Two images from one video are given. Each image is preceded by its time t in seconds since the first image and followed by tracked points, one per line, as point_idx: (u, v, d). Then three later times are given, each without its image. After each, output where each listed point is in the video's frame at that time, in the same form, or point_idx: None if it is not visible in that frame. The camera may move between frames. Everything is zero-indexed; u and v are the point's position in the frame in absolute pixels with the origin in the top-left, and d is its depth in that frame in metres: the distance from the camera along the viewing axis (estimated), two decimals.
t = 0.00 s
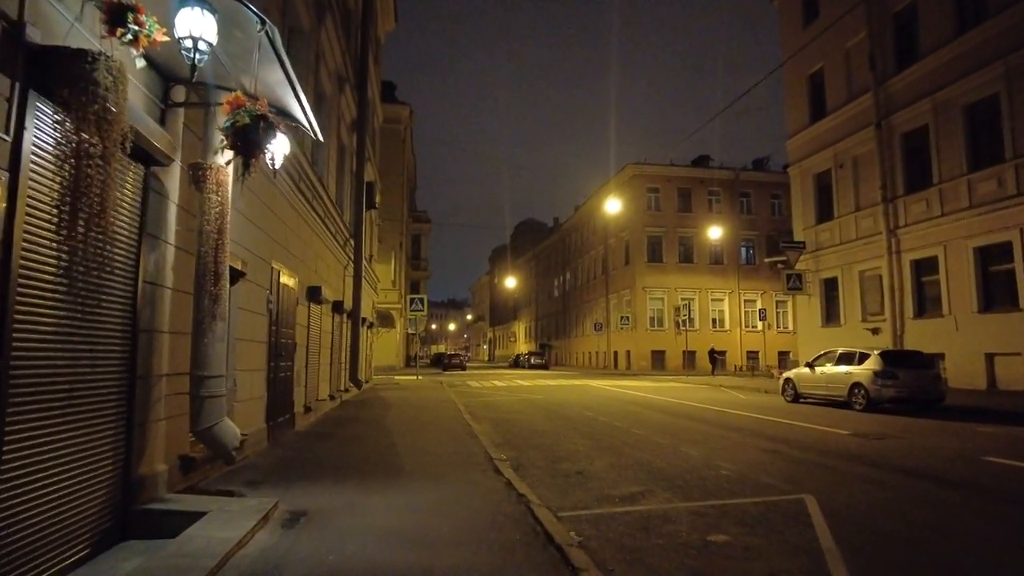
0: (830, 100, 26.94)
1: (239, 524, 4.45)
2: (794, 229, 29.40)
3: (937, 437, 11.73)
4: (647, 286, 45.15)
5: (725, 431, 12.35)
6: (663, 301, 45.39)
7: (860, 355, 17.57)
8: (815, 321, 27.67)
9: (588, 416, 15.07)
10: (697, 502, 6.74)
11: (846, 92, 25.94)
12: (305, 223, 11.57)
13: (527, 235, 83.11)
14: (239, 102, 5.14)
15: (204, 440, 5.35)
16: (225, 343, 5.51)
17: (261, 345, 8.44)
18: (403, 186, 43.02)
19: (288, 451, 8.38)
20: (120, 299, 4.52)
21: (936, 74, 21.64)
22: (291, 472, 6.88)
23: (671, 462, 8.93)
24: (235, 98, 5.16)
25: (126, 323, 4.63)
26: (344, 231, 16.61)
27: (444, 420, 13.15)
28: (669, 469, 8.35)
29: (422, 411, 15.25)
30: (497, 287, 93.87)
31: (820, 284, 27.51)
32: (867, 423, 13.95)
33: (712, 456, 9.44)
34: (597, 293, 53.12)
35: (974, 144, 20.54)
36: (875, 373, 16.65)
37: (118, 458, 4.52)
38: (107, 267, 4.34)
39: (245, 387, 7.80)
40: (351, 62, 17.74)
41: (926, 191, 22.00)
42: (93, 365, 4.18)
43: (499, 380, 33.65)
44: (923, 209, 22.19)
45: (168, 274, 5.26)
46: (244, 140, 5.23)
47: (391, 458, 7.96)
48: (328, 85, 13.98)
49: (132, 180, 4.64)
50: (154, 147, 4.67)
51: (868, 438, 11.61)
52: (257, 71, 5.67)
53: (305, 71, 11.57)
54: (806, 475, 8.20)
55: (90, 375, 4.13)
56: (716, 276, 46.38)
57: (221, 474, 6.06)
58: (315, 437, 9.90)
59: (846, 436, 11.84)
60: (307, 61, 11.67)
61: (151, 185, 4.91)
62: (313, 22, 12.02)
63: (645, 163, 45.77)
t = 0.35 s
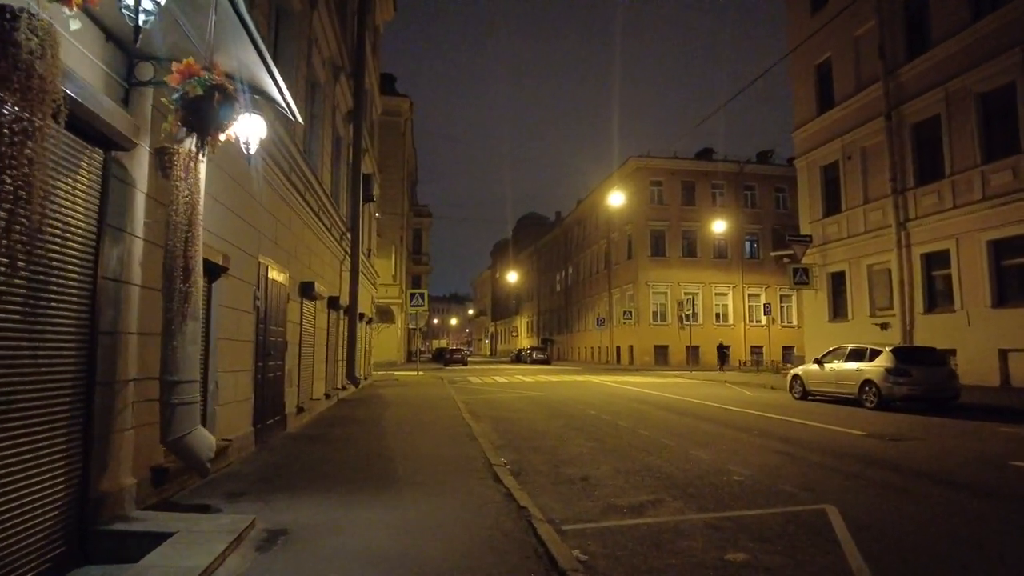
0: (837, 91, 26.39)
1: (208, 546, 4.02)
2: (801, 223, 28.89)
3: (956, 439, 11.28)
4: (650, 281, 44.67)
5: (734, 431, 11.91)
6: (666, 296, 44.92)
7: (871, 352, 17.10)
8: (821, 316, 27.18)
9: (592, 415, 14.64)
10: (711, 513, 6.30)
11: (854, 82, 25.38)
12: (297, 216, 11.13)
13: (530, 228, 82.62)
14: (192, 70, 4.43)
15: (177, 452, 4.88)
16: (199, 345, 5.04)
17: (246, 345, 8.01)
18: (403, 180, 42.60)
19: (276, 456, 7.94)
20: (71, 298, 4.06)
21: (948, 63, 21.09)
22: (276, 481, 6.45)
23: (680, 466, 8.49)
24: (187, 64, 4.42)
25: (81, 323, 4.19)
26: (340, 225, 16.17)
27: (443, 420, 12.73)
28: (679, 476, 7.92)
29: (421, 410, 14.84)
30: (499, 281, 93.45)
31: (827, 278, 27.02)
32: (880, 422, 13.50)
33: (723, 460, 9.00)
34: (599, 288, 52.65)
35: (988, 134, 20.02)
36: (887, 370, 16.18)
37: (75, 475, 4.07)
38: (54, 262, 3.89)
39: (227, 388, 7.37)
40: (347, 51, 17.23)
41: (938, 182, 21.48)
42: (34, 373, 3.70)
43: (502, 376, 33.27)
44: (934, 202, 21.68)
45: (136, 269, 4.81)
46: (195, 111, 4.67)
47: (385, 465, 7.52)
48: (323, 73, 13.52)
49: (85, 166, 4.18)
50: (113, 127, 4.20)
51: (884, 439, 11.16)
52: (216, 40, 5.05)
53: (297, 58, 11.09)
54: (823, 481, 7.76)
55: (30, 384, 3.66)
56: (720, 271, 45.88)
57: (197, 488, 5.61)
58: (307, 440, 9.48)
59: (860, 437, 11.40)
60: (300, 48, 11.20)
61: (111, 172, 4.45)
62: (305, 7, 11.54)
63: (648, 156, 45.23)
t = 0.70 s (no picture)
0: (847, 74, 25.72)
1: (174, 565, 3.53)
2: (809, 210, 28.30)
3: (979, 433, 10.79)
4: (654, 270, 44.11)
5: (747, 425, 11.44)
6: (670, 285, 44.39)
7: (885, 342, 16.59)
8: (830, 306, 26.66)
9: (597, 407, 14.18)
10: (733, 517, 5.83)
11: (865, 66, 24.72)
12: (290, 199, 10.62)
13: (532, 217, 81.92)
14: None
15: (147, 454, 4.39)
16: (171, 334, 4.55)
17: (233, 334, 7.53)
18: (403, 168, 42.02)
19: (265, 453, 7.47)
20: (15, 283, 3.56)
21: (965, 44, 20.43)
22: (261, 484, 5.98)
23: (693, 463, 8.02)
24: None
25: (30, 311, 3.69)
26: (337, 211, 15.67)
27: (443, 413, 12.26)
28: (694, 474, 7.45)
29: (421, 402, 14.38)
30: (501, 270, 92.87)
31: (835, 267, 26.47)
32: (897, 414, 13.02)
33: (738, 456, 8.52)
34: (602, 277, 52.11)
35: (1006, 118, 19.40)
36: (901, 361, 15.67)
37: (24, 483, 3.59)
38: None
39: (212, 381, 6.90)
40: (343, 30, 16.65)
41: (952, 168, 20.89)
42: None
43: (504, 366, 32.83)
44: (947, 188, 21.09)
45: (99, 250, 4.31)
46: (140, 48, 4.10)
47: (380, 463, 7.05)
48: (317, 51, 12.94)
49: (31, 132, 3.67)
50: (59, 84, 3.67)
51: (904, 433, 10.68)
52: None
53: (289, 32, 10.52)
54: (847, 480, 7.28)
55: None
56: (725, 259, 45.28)
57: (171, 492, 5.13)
58: (301, 434, 9.01)
59: (878, 431, 10.92)
60: (292, 22, 10.64)
61: (63, 138, 3.92)
62: None
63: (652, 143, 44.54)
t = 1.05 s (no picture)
0: (857, 64, 25.13)
1: None
2: (816, 203, 27.73)
3: (1004, 435, 10.28)
4: (656, 264, 43.55)
5: (759, 426, 10.96)
6: (673, 279, 43.85)
7: (899, 339, 16.07)
8: (838, 301, 26.13)
9: (603, 406, 13.70)
10: (758, 534, 5.33)
11: (875, 55, 24.12)
12: (282, 189, 10.11)
13: (533, 210, 81.30)
14: None
15: (108, 473, 3.90)
16: (134, 337, 4.05)
17: (218, 333, 7.04)
18: (403, 161, 41.50)
19: (251, 461, 6.97)
20: None
21: (980, 32, 19.84)
22: (242, 498, 5.48)
23: (709, 470, 7.53)
24: None
25: None
26: (333, 203, 15.17)
27: (444, 413, 11.78)
28: (711, 483, 6.94)
29: (421, 400, 13.89)
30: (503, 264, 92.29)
31: (844, 261, 25.91)
32: (914, 414, 12.53)
33: (756, 462, 8.02)
34: (605, 271, 51.58)
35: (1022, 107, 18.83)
36: (916, 358, 15.16)
37: None
38: None
39: (193, 384, 6.41)
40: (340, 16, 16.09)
41: (966, 159, 20.32)
42: None
43: (506, 362, 32.33)
44: (961, 180, 20.52)
45: (50, 243, 3.81)
46: None
47: (374, 473, 6.54)
48: (312, 36, 12.40)
49: None
50: (0, 51, 3.21)
51: (926, 436, 10.18)
52: None
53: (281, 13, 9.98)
54: (875, 489, 6.79)
55: None
56: (729, 253, 44.71)
57: (136, 512, 4.62)
58: (292, 438, 8.52)
59: (897, 433, 10.43)
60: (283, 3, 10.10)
61: (2, 114, 3.43)
62: None
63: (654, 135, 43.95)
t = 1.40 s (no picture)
0: (867, 55, 24.49)
1: None
2: (825, 198, 27.10)
3: None
4: (659, 260, 42.93)
5: (776, 432, 10.40)
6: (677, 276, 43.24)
7: (916, 338, 15.47)
8: (847, 298, 25.52)
9: (610, 409, 13.14)
10: (795, 565, 4.74)
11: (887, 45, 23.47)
12: (272, 183, 9.54)
13: (535, 206, 80.64)
14: None
15: (50, 508, 3.55)
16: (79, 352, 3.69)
17: (200, 338, 6.51)
18: (404, 155, 40.94)
19: (234, 476, 6.42)
20: None
21: (997, 21, 19.21)
22: (219, 523, 4.93)
23: (730, 486, 6.95)
24: None
25: None
26: (329, 198, 14.62)
27: (443, 418, 11.21)
28: (734, 501, 6.37)
29: (419, 403, 13.31)
30: (504, 261, 91.64)
31: (853, 257, 25.27)
32: (936, 419, 11.95)
33: (779, 475, 7.45)
34: (607, 268, 51.00)
35: None
36: (936, 358, 14.57)
37: None
38: None
39: (170, 394, 5.86)
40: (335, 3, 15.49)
41: (982, 153, 19.71)
42: None
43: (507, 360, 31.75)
44: (977, 174, 19.90)
45: None
46: None
47: (366, 492, 5.96)
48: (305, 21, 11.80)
49: None
50: None
51: (954, 444, 9.61)
52: None
53: None
54: (913, 508, 6.22)
55: None
56: (733, 249, 44.09)
57: (91, 547, 4.16)
58: (280, 448, 7.95)
59: (923, 440, 9.85)
60: None
61: None
62: None
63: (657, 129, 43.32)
